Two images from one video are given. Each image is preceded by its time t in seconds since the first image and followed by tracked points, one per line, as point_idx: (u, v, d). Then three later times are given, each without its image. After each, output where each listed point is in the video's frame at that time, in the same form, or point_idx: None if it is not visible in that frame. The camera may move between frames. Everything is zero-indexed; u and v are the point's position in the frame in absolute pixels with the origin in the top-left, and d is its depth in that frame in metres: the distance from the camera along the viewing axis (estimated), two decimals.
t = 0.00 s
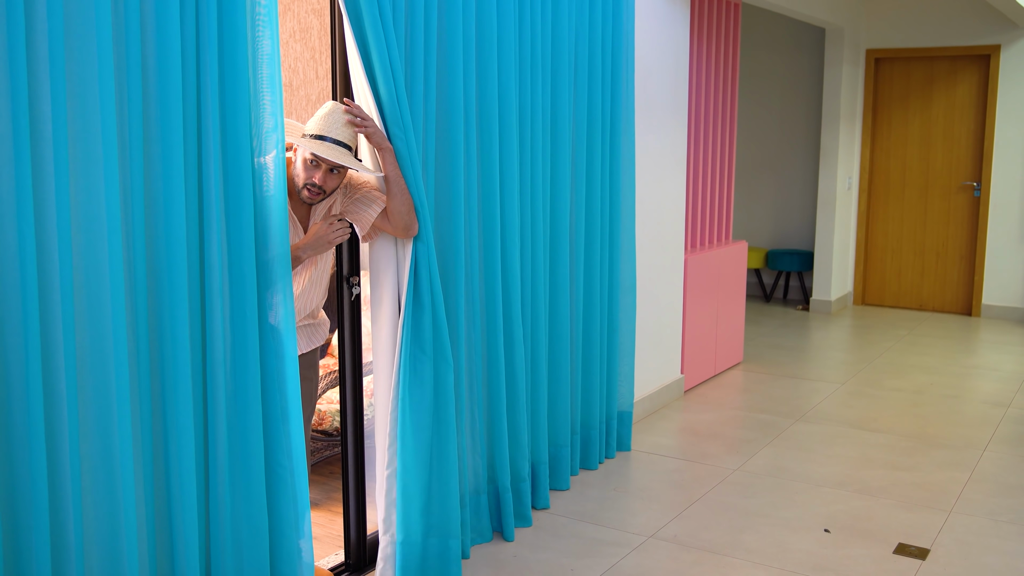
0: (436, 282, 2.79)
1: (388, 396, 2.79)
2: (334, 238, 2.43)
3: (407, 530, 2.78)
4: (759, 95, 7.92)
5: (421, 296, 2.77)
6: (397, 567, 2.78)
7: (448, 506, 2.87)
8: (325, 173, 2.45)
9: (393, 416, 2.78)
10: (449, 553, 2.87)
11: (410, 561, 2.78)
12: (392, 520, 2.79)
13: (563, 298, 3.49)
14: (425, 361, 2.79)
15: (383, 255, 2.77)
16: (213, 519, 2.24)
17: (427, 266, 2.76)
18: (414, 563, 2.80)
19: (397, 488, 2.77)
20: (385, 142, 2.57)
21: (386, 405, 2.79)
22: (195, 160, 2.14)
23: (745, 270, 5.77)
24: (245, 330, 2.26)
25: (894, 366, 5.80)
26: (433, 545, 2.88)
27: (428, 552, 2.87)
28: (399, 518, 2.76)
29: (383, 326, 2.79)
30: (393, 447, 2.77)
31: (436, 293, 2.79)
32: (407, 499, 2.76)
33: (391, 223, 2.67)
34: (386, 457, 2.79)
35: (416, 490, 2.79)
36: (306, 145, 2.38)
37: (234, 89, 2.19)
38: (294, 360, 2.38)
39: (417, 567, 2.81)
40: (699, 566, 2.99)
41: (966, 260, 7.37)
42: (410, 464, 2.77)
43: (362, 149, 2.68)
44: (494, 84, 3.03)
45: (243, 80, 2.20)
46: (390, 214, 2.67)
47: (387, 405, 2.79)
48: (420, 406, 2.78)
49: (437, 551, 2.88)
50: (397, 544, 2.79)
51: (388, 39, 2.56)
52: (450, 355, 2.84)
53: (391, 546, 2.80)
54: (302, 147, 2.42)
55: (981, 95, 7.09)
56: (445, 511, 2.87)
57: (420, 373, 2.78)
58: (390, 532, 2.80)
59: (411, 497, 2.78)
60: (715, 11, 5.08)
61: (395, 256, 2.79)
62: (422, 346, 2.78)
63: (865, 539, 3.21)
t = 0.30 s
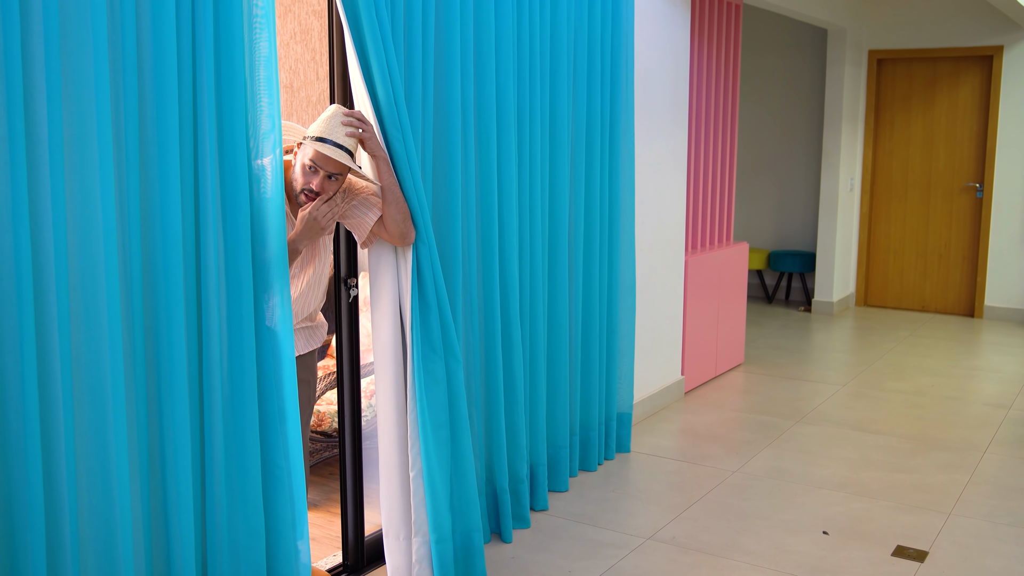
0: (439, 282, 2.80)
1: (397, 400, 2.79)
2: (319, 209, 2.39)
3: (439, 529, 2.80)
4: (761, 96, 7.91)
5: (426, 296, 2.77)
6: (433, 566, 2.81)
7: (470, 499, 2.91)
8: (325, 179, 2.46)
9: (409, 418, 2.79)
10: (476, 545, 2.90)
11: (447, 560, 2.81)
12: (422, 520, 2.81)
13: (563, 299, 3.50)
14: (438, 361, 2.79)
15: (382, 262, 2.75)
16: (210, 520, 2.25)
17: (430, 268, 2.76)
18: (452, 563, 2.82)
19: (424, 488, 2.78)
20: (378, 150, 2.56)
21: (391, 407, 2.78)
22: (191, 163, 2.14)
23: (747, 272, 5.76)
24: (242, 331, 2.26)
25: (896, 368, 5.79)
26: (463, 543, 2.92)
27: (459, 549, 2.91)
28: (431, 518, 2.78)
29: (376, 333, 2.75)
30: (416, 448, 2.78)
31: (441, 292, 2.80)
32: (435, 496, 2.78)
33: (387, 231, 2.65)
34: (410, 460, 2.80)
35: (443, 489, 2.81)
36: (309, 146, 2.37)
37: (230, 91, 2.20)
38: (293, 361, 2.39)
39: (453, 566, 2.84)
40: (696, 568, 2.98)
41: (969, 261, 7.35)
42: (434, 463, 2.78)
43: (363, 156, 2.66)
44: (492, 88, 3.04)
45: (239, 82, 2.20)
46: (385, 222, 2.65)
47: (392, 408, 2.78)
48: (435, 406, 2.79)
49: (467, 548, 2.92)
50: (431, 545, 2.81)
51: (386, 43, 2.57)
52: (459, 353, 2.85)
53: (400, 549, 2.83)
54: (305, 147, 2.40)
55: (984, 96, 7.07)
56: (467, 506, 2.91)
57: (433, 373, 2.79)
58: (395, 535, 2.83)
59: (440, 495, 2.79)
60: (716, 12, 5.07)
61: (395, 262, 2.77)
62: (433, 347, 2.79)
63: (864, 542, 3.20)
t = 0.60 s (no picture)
0: (434, 281, 2.81)
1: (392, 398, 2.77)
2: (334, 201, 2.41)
3: (443, 524, 2.82)
4: (764, 97, 7.90)
5: (422, 295, 2.78)
6: (438, 560, 2.82)
7: (470, 490, 2.96)
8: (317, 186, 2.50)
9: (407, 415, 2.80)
10: (475, 535, 2.95)
11: (452, 555, 2.83)
12: (426, 515, 2.82)
13: (563, 300, 3.50)
14: (435, 359, 2.81)
15: (373, 262, 2.72)
16: (207, 520, 2.26)
17: (425, 267, 2.77)
18: (457, 557, 2.84)
19: (428, 484, 2.78)
20: (381, 147, 2.59)
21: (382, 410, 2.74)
22: (188, 164, 2.15)
23: (749, 273, 5.76)
24: (240, 331, 2.27)
25: (898, 368, 5.78)
26: (465, 535, 2.95)
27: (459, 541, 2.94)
28: (434, 514, 2.80)
29: (373, 334, 2.73)
30: (416, 443, 2.78)
31: (436, 291, 2.82)
32: (439, 491, 2.80)
33: (384, 230, 2.66)
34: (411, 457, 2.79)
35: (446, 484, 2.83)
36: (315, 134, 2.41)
37: (227, 92, 2.21)
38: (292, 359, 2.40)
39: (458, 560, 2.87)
40: (694, 569, 2.98)
41: (972, 261, 7.34)
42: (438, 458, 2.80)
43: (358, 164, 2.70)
44: (491, 89, 3.04)
45: (236, 83, 2.21)
46: (382, 221, 2.66)
47: (386, 407, 2.75)
48: (433, 404, 2.80)
49: (469, 540, 2.95)
50: (435, 539, 2.81)
51: (381, 45, 2.58)
52: (455, 351, 2.87)
53: (394, 549, 2.81)
54: (310, 138, 2.44)
55: (988, 96, 7.05)
56: (468, 496, 2.95)
57: (431, 371, 2.80)
58: (386, 535, 2.80)
59: (444, 489, 2.82)
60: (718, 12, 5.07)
61: (387, 262, 2.76)
62: (430, 345, 2.80)
63: (863, 543, 3.20)
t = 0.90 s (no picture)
0: (426, 282, 2.82)
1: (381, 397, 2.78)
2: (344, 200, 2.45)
3: (424, 525, 2.81)
4: (767, 98, 7.91)
5: (416, 297, 2.79)
6: (416, 561, 2.81)
7: (452, 493, 2.95)
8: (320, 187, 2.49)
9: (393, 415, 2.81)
10: (451, 537, 2.94)
11: (430, 556, 2.83)
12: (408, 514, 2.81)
13: (562, 302, 3.51)
14: (424, 360, 2.82)
15: (370, 258, 2.73)
16: (204, 520, 2.27)
17: (419, 267, 2.78)
18: (436, 557, 2.84)
19: (410, 485, 2.78)
20: (385, 145, 2.59)
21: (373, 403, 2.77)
22: (186, 166, 2.17)
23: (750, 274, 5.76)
24: (237, 332, 2.28)
25: (901, 370, 5.77)
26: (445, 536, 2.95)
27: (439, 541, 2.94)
28: (416, 514, 2.79)
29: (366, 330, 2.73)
30: (402, 442, 2.77)
31: (428, 292, 2.83)
32: (423, 492, 2.79)
33: (386, 227, 2.67)
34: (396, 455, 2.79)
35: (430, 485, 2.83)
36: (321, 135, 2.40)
37: (226, 95, 2.22)
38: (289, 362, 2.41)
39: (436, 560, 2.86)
40: (692, 570, 2.99)
41: (975, 263, 7.31)
42: (423, 459, 2.79)
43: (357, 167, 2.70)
44: (490, 92, 3.05)
45: (234, 86, 2.22)
46: (384, 219, 2.67)
47: (375, 406, 2.76)
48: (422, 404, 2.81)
49: (449, 541, 2.94)
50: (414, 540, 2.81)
51: (378, 46, 2.59)
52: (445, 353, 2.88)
53: (378, 549, 2.81)
54: (313, 139, 2.42)
55: (991, 98, 7.04)
56: (450, 498, 2.95)
57: (421, 371, 2.81)
58: (372, 535, 2.80)
59: (427, 490, 2.82)
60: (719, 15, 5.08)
61: (383, 257, 2.76)
62: (420, 345, 2.81)
63: (862, 545, 3.20)
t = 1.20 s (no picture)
0: (422, 289, 2.83)
1: (376, 401, 2.80)
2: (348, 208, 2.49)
3: (406, 530, 2.81)
4: (770, 100, 7.90)
5: (412, 304, 2.79)
6: (395, 565, 2.81)
7: (440, 500, 2.93)
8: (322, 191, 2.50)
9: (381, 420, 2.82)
10: (438, 545, 2.93)
11: (411, 562, 2.82)
12: (390, 518, 2.82)
13: (562, 305, 3.52)
14: (417, 367, 2.83)
15: (370, 264, 2.76)
16: (204, 522, 2.29)
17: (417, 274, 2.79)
18: (417, 562, 2.84)
19: (394, 490, 2.79)
20: (385, 151, 2.60)
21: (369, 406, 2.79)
22: (185, 170, 2.18)
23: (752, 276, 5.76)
24: (236, 336, 2.29)
25: (903, 372, 5.76)
26: (429, 543, 2.94)
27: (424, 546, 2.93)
28: (398, 519, 2.80)
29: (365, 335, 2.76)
30: (388, 446, 2.79)
31: (422, 300, 2.83)
32: (406, 497, 2.80)
33: (387, 232, 2.67)
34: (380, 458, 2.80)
35: (415, 491, 2.83)
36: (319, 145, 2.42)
37: (225, 100, 2.24)
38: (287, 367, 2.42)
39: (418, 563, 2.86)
40: (692, 573, 2.99)
41: (978, 265, 7.30)
42: (408, 465, 2.80)
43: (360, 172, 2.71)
44: (490, 96, 3.06)
45: (233, 91, 2.24)
46: (384, 224, 2.67)
47: (370, 410, 2.79)
48: (412, 410, 2.82)
49: (434, 547, 2.94)
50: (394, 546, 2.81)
51: (378, 49, 2.59)
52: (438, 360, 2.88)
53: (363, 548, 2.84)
54: (312, 147, 2.45)
55: (994, 99, 7.02)
56: (437, 506, 2.93)
57: (413, 377, 2.82)
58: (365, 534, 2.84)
59: (411, 496, 2.82)
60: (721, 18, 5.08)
61: (382, 262, 2.78)
62: (413, 351, 2.82)
63: (862, 547, 3.20)
